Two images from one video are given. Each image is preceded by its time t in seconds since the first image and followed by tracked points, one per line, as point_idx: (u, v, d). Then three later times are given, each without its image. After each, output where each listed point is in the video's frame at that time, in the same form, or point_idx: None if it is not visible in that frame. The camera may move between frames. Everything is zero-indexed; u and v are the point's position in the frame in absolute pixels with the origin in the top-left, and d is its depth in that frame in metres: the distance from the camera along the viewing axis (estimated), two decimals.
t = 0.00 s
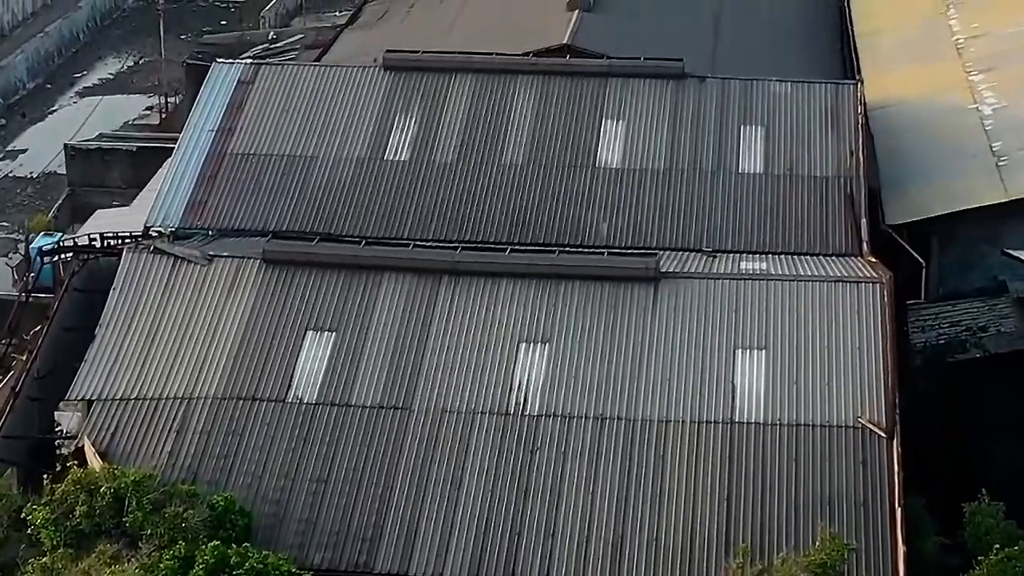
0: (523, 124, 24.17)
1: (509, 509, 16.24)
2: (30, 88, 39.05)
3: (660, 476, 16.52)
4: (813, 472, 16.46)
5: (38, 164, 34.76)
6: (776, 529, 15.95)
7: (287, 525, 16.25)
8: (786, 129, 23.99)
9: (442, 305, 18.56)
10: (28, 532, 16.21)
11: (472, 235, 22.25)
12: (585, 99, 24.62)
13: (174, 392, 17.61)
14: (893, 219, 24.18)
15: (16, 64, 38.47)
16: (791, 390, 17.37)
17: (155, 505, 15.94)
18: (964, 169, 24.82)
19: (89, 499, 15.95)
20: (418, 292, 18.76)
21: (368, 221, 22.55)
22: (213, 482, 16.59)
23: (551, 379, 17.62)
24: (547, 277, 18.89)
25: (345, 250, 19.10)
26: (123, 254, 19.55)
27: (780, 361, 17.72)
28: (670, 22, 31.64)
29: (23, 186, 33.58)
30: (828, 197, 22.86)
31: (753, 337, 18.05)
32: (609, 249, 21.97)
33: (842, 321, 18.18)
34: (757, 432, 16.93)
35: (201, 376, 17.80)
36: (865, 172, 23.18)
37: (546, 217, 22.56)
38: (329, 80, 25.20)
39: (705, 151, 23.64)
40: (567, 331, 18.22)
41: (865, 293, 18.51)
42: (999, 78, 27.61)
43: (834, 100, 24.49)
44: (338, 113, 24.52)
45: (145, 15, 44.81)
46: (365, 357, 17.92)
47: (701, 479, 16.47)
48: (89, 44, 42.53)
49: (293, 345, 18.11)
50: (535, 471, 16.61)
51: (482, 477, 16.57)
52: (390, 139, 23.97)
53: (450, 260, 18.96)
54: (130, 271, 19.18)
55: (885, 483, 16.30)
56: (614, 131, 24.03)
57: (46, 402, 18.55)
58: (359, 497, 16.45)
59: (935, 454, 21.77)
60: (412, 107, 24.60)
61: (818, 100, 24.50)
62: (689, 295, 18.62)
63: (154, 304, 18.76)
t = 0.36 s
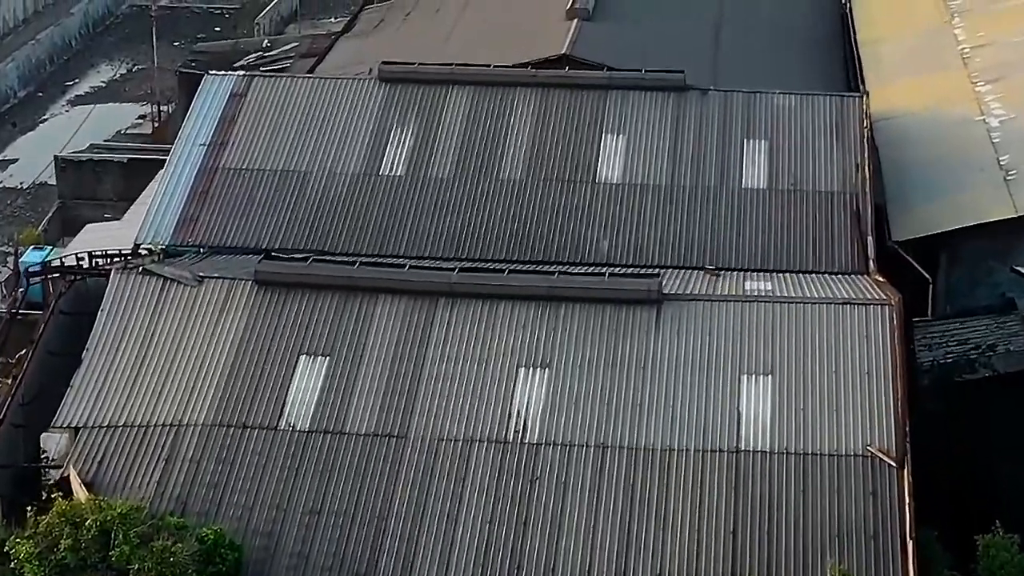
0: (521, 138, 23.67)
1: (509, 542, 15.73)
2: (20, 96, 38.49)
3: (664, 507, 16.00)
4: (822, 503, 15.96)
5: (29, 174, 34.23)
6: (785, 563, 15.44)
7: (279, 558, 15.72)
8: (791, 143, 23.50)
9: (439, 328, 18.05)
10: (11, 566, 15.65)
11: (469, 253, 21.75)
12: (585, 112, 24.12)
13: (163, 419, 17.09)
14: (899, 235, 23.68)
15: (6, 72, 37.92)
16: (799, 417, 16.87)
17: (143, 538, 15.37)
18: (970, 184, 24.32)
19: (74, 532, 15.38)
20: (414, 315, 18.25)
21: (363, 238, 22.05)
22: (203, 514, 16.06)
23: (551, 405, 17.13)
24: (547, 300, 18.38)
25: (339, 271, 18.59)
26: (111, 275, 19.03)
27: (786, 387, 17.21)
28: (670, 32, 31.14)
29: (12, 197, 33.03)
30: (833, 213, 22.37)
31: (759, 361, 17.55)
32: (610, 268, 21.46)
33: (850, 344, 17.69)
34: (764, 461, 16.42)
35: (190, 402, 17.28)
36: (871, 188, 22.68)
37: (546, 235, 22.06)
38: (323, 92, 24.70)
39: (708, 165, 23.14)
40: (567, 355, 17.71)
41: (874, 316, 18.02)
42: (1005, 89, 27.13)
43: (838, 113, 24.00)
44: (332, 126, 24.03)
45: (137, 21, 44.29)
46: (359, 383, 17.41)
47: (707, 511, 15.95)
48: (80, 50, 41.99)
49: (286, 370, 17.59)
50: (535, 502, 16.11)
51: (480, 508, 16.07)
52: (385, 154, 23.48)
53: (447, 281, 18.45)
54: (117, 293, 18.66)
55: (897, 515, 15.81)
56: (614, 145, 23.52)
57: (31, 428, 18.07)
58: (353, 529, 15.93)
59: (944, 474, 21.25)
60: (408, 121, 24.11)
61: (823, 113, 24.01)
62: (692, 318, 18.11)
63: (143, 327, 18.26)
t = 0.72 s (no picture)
0: (520, 151, 23.20)
1: (507, 573, 15.26)
2: (12, 103, 37.98)
3: (668, 537, 15.52)
4: (831, 532, 15.47)
5: (20, 184, 33.74)
6: None
7: None
8: (794, 156, 23.04)
9: (435, 350, 17.57)
10: None
11: (467, 270, 21.30)
12: (585, 123, 23.65)
13: (152, 445, 16.64)
14: (905, 250, 23.24)
15: None
16: (806, 442, 16.40)
17: (130, 570, 14.87)
18: (978, 197, 23.91)
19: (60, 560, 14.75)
20: (410, 335, 17.77)
21: (359, 253, 21.59)
22: (192, 544, 15.60)
23: (551, 431, 16.65)
24: (546, 320, 17.89)
25: (334, 290, 18.11)
26: (99, 294, 18.55)
27: (793, 412, 16.75)
28: (671, 41, 30.66)
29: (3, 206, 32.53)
30: (838, 228, 21.91)
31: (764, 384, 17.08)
32: (610, 285, 21.01)
33: (858, 367, 17.22)
34: (770, 487, 15.96)
35: (180, 427, 16.82)
36: (877, 202, 22.23)
37: (545, 250, 21.60)
38: (317, 104, 24.24)
39: (710, 179, 22.68)
40: (567, 377, 17.24)
41: (882, 338, 17.54)
42: (1012, 99, 26.68)
43: (843, 125, 23.53)
44: (326, 138, 23.57)
45: (131, 26, 43.81)
46: (354, 407, 16.94)
47: (712, 541, 15.48)
48: (73, 56, 41.47)
49: (278, 393, 17.13)
50: (535, 531, 15.63)
51: (478, 538, 15.59)
52: (381, 167, 23.02)
53: (444, 301, 17.97)
54: (106, 313, 18.18)
55: (908, 545, 15.32)
56: (614, 159, 23.06)
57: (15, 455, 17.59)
58: (347, 559, 15.45)
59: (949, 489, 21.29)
60: (404, 132, 23.65)
61: (827, 125, 23.55)
62: (696, 339, 17.64)
63: (133, 349, 17.80)
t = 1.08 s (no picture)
0: (518, 165, 22.71)
1: None
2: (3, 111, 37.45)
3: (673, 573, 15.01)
4: (840, 567, 14.96)
5: (10, 194, 33.24)
6: None
7: None
8: (799, 169, 22.55)
9: (432, 375, 17.06)
10: None
11: (465, 288, 20.80)
12: (585, 136, 23.16)
13: (139, 474, 16.14)
14: (912, 267, 22.75)
15: None
16: (814, 472, 15.89)
17: None
18: (983, 212, 23.42)
19: None
20: (406, 359, 17.26)
21: (353, 270, 21.10)
22: None
23: (551, 459, 16.14)
24: (546, 343, 17.37)
25: (327, 313, 17.60)
26: (86, 316, 18.02)
27: (801, 439, 16.24)
28: (672, 51, 30.12)
29: None
30: (843, 244, 21.43)
31: (771, 411, 16.57)
32: (611, 303, 20.52)
33: (867, 393, 16.71)
34: (778, 518, 15.44)
35: (168, 456, 16.31)
36: (884, 217, 21.73)
37: (545, 268, 21.11)
38: (311, 117, 23.73)
39: (713, 194, 22.19)
40: (567, 403, 16.74)
41: (892, 362, 17.04)
42: (1019, 109, 26.19)
43: (849, 138, 23.04)
44: (321, 151, 23.08)
45: (123, 32, 43.27)
46: (348, 435, 16.43)
47: None
48: (65, 63, 40.96)
49: (270, 420, 16.62)
50: (534, 564, 15.12)
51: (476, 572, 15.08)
52: (377, 181, 22.52)
53: (440, 324, 17.47)
54: (92, 336, 17.68)
55: None
56: (615, 173, 22.56)
57: None
58: None
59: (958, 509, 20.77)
60: (400, 145, 23.15)
61: (832, 138, 23.05)
62: (701, 363, 17.13)
63: (120, 374, 17.29)
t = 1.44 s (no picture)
0: (517, 180, 22.20)
1: None
2: None
3: None
4: None
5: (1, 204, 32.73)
6: None
7: None
8: (804, 184, 22.05)
9: (429, 401, 16.56)
10: None
11: (463, 307, 20.31)
12: (586, 150, 22.65)
13: (127, 505, 15.63)
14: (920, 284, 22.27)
15: None
16: (823, 502, 15.38)
17: None
18: (991, 226, 22.92)
19: None
20: (402, 384, 16.75)
21: (349, 289, 20.60)
22: None
23: (551, 488, 15.63)
24: (546, 368, 16.85)
25: (322, 336, 17.08)
26: (72, 338, 17.49)
27: (810, 467, 15.74)
28: (674, 59, 29.60)
29: None
30: (850, 261, 20.94)
31: (778, 438, 16.07)
32: (613, 323, 20.02)
33: (877, 419, 16.21)
34: (787, 551, 14.93)
35: (157, 486, 15.81)
36: (891, 234, 21.24)
37: (544, 287, 20.62)
38: (306, 130, 23.23)
39: (717, 209, 21.69)
40: (568, 429, 16.23)
41: (903, 388, 16.54)
42: None
43: (855, 152, 22.54)
44: (315, 164, 22.57)
45: (116, 38, 42.76)
46: (342, 463, 15.92)
47: None
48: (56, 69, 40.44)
49: (262, 449, 16.10)
50: None
51: None
52: (373, 196, 22.02)
53: (438, 346, 16.96)
54: (79, 359, 17.15)
55: None
56: (616, 188, 22.07)
57: None
58: None
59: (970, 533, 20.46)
60: (396, 159, 22.64)
61: (839, 152, 22.56)
62: (706, 389, 16.63)
63: (108, 400, 16.77)
